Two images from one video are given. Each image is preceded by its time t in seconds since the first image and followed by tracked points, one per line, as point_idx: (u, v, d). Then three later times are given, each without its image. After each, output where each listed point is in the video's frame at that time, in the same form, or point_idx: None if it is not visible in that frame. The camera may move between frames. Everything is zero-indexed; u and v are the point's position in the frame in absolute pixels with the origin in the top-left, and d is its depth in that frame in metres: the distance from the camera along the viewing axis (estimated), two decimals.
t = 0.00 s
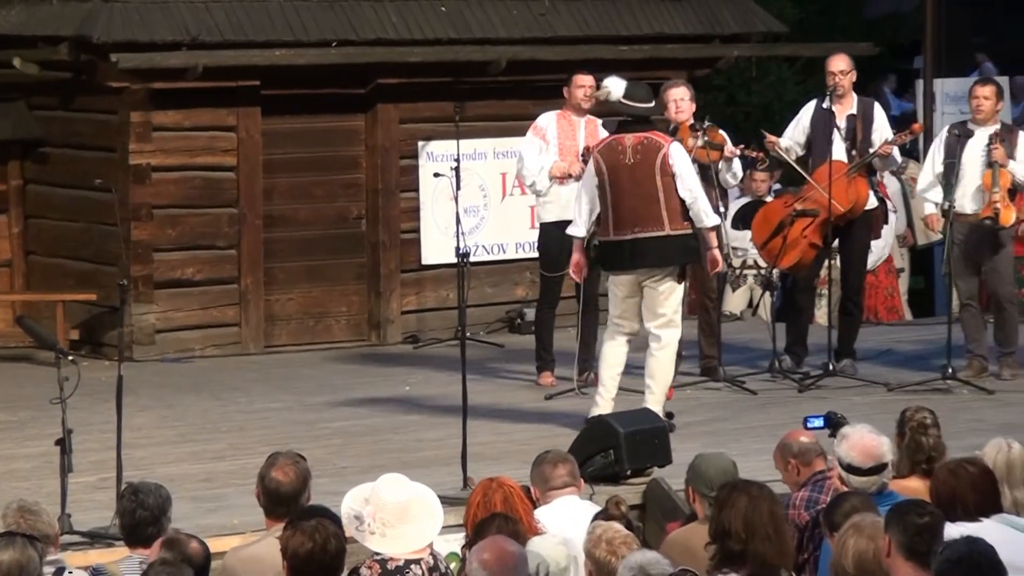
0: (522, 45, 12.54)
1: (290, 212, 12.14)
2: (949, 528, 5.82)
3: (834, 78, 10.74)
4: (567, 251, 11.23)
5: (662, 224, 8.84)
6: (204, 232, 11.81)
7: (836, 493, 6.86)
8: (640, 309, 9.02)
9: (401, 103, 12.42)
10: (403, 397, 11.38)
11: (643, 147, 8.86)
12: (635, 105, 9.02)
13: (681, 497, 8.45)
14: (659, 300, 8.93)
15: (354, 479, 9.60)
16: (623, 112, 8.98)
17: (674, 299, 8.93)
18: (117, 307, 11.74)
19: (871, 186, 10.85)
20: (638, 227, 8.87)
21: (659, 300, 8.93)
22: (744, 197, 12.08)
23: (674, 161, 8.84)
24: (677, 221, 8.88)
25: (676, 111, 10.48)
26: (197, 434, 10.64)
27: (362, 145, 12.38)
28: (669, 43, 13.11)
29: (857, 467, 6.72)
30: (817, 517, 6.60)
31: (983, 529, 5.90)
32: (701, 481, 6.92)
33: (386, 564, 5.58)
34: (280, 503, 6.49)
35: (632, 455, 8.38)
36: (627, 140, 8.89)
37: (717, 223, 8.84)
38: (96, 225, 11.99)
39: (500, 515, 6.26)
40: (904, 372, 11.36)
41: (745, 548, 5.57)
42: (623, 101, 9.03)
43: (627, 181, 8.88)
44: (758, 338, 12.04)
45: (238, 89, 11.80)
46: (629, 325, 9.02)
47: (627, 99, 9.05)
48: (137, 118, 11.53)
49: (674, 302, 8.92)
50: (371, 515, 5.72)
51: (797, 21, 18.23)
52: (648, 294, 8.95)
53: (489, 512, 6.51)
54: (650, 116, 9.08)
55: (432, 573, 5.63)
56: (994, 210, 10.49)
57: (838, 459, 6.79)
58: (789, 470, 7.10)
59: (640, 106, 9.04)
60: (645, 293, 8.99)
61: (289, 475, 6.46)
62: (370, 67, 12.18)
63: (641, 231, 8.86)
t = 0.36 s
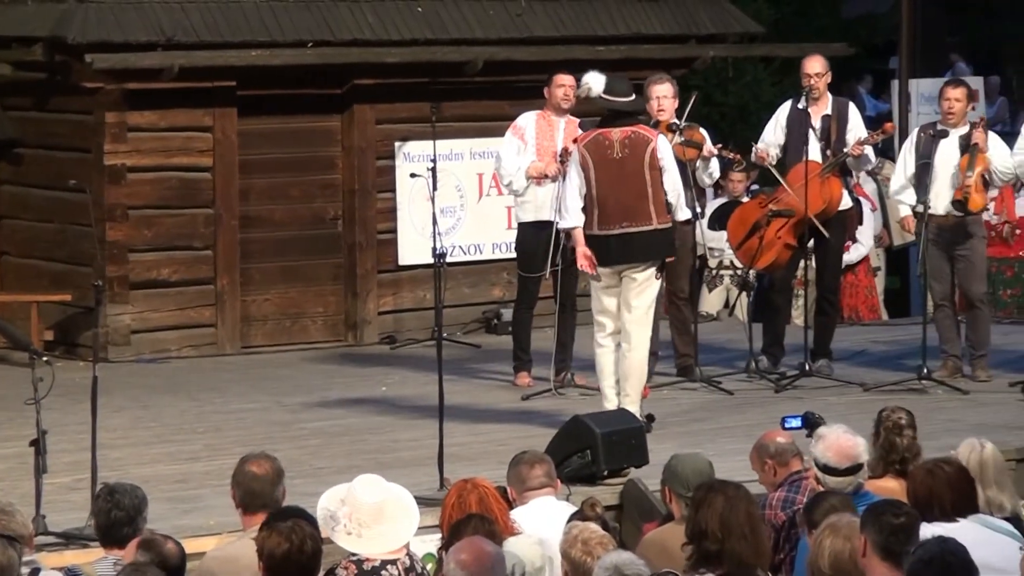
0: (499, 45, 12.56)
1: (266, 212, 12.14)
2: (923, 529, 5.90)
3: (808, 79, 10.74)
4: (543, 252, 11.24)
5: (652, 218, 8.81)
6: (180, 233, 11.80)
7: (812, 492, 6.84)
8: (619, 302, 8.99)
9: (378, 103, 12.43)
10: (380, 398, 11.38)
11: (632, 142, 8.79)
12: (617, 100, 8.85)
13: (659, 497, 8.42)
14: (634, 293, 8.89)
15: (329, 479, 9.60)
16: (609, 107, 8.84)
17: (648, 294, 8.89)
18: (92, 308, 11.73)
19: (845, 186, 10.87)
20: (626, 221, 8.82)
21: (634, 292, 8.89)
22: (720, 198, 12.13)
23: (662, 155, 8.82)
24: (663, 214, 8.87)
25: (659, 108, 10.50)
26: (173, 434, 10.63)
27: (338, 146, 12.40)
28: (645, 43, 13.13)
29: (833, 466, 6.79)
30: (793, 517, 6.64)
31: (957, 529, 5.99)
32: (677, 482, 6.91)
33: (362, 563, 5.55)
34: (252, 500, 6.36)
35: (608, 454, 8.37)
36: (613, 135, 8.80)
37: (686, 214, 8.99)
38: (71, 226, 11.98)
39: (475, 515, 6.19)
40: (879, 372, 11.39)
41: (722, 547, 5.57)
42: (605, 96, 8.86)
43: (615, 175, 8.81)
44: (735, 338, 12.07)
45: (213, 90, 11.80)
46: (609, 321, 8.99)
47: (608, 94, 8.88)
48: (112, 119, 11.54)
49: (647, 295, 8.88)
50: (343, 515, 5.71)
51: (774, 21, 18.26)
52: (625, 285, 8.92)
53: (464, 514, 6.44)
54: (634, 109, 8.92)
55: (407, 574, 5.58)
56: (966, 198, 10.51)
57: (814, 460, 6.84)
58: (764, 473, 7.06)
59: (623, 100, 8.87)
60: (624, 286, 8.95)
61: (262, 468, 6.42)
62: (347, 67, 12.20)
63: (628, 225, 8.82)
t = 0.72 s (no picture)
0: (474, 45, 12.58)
1: (241, 212, 12.15)
2: (898, 529, 5.92)
3: (780, 75, 10.75)
4: (518, 250, 11.26)
5: (630, 221, 8.77)
6: (154, 233, 11.80)
7: (786, 493, 6.81)
8: (597, 305, 8.97)
9: (353, 103, 12.45)
10: (355, 398, 11.37)
11: (606, 145, 8.76)
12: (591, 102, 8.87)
13: (634, 497, 8.32)
14: (614, 297, 8.86)
15: (303, 479, 9.60)
16: (584, 110, 8.83)
17: (628, 296, 8.86)
18: (65, 308, 11.72)
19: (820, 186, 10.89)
20: (604, 225, 8.77)
21: (614, 294, 8.86)
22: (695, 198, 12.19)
23: (637, 157, 8.78)
24: (640, 216, 8.83)
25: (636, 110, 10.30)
26: (148, 434, 10.62)
27: (313, 146, 12.41)
28: (621, 43, 13.16)
29: (807, 467, 6.85)
30: (767, 517, 6.66)
31: (931, 529, 6.00)
32: (653, 481, 6.92)
33: (338, 564, 5.57)
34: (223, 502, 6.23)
35: (584, 453, 8.35)
36: (588, 139, 8.77)
37: (664, 215, 8.94)
38: (45, 226, 11.97)
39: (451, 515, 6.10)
40: (854, 371, 11.42)
41: (697, 547, 5.58)
42: (579, 98, 8.86)
43: (592, 179, 8.76)
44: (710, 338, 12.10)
45: (186, 89, 11.80)
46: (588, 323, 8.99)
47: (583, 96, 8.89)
48: (87, 119, 11.54)
49: (628, 298, 8.85)
50: (319, 514, 5.77)
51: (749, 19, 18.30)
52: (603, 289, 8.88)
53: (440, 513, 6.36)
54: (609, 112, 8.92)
55: (383, 573, 5.62)
56: (937, 175, 10.38)
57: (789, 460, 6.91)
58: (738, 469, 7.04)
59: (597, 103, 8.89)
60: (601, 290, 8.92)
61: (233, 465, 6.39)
62: (321, 67, 12.21)
63: (607, 230, 8.77)
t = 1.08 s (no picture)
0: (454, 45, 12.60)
1: (220, 213, 12.15)
2: (876, 528, 5.91)
3: (756, 76, 10.75)
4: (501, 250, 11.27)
5: (574, 226, 8.82)
6: (133, 233, 11.80)
7: (767, 492, 6.78)
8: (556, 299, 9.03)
9: (333, 103, 12.47)
10: (335, 398, 11.37)
11: (560, 148, 8.78)
12: (557, 102, 8.83)
13: (614, 495, 8.40)
14: (575, 293, 8.93)
15: (281, 479, 9.59)
16: (547, 109, 8.83)
17: (590, 292, 8.92)
18: (43, 308, 11.73)
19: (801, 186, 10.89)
20: (551, 225, 8.87)
21: (575, 291, 8.91)
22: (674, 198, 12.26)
23: (590, 163, 8.75)
24: (590, 221, 8.84)
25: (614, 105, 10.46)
26: (126, 434, 10.60)
27: (292, 145, 12.42)
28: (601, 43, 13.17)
29: (787, 466, 6.91)
30: (747, 517, 6.66)
31: (909, 529, 6.00)
32: (632, 481, 6.90)
33: (319, 564, 5.55)
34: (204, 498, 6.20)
35: (563, 452, 8.32)
36: (544, 138, 8.82)
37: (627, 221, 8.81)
38: (22, 227, 11.98)
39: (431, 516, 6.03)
40: (833, 370, 11.43)
41: (677, 547, 5.57)
42: (547, 96, 8.82)
43: (543, 178, 8.85)
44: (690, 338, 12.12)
45: (165, 90, 11.81)
46: (544, 319, 9.01)
47: (553, 94, 8.84)
48: (64, 119, 11.57)
49: (589, 294, 8.90)
50: (296, 514, 5.69)
51: (730, 20, 18.33)
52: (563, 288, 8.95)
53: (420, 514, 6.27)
54: (576, 113, 8.89)
55: (365, 574, 5.59)
56: (909, 153, 10.45)
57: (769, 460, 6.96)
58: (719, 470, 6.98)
59: (567, 104, 8.85)
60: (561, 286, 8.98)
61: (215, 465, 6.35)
62: (301, 68, 12.23)
63: (553, 230, 8.87)
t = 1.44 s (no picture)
0: (437, 45, 12.61)
1: (204, 214, 12.18)
2: (860, 529, 5.91)
3: (738, 78, 10.75)
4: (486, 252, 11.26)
5: (508, 230, 8.88)
6: (116, 234, 11.82)
7: (751, 492, 6.77)
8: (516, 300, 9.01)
9: (318, 104, 12.51)
10: (317, 399, 11.36)
11: (510, 152, 8.88)
12: (517, 109, 8.89)
13: (600, 497, 8.28)
14: (537, 299, 8.95)
15: (263, 480, 9.56)
16: (507, 114, 8.92)
17: (552, 297, 8.96)
18: (25, 308, 11.74)
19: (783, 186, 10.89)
20: (493, 227, 8.96)
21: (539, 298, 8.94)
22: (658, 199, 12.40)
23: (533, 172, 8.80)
24: (526, 231, 8.86)
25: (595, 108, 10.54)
26: (107, 436, 10.56)
27: (276, 146, 12.46)
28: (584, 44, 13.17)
29: (772, 467, 6.97)
30: (731, 517, 6.66)
31: (893, 529, 6.00)
32: (616, 482, 6.85)
33: (302, 565, 5.58)
34: (190, 502, 6.26)
35: (547, 454, 8.32)
36: (500, 140, 8.94)
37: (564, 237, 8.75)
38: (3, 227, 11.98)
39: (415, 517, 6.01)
40: (816, 371, 11.44)
41: (661, 548, 5.62)
42: (510, 101, 8.89)
43: (491, 180, 8.96)
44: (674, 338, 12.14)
45: (149, 91, 11.85)
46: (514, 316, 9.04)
47: (515, 100, 8.91)
48: (47, 119, 11.58)
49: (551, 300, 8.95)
50: (280, 511, 5.75)
51: (713, 20, 18.33)
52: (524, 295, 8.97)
53: (404, 513, 6.22)
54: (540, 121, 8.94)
55: (346, 574, 5.63)
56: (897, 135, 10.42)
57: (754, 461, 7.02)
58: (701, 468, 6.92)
59: (529, 111, 8.89)
60: (515, 288, 8.97)
61: (199, 474, 6.28)
62: (285, 67, 12.25)
63: (494, 233, 8.95)
